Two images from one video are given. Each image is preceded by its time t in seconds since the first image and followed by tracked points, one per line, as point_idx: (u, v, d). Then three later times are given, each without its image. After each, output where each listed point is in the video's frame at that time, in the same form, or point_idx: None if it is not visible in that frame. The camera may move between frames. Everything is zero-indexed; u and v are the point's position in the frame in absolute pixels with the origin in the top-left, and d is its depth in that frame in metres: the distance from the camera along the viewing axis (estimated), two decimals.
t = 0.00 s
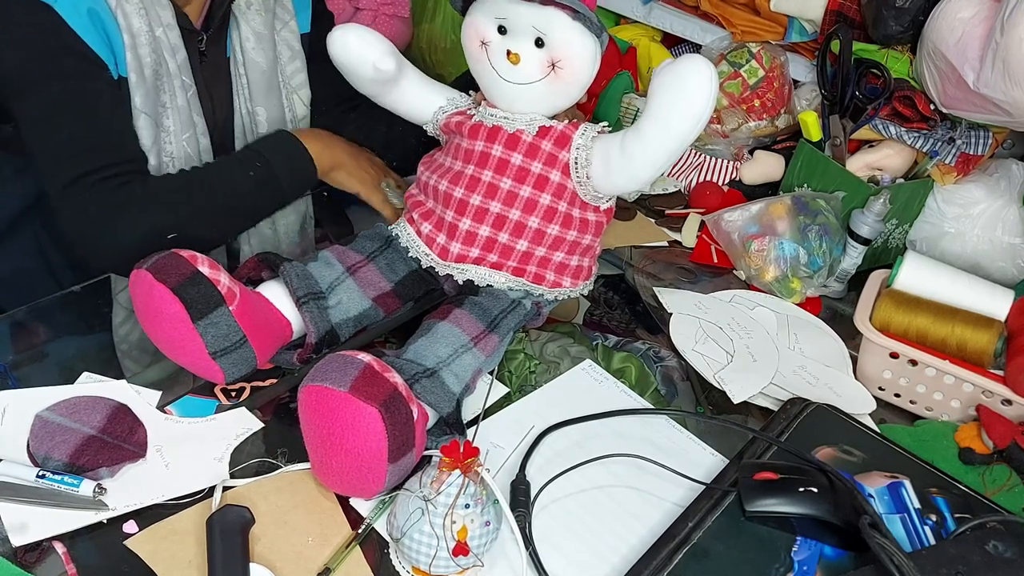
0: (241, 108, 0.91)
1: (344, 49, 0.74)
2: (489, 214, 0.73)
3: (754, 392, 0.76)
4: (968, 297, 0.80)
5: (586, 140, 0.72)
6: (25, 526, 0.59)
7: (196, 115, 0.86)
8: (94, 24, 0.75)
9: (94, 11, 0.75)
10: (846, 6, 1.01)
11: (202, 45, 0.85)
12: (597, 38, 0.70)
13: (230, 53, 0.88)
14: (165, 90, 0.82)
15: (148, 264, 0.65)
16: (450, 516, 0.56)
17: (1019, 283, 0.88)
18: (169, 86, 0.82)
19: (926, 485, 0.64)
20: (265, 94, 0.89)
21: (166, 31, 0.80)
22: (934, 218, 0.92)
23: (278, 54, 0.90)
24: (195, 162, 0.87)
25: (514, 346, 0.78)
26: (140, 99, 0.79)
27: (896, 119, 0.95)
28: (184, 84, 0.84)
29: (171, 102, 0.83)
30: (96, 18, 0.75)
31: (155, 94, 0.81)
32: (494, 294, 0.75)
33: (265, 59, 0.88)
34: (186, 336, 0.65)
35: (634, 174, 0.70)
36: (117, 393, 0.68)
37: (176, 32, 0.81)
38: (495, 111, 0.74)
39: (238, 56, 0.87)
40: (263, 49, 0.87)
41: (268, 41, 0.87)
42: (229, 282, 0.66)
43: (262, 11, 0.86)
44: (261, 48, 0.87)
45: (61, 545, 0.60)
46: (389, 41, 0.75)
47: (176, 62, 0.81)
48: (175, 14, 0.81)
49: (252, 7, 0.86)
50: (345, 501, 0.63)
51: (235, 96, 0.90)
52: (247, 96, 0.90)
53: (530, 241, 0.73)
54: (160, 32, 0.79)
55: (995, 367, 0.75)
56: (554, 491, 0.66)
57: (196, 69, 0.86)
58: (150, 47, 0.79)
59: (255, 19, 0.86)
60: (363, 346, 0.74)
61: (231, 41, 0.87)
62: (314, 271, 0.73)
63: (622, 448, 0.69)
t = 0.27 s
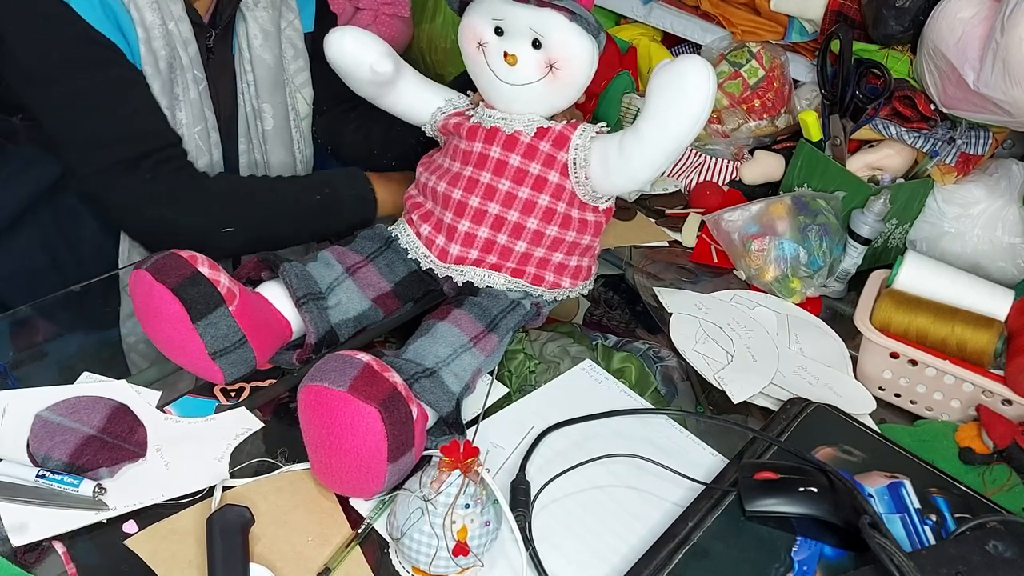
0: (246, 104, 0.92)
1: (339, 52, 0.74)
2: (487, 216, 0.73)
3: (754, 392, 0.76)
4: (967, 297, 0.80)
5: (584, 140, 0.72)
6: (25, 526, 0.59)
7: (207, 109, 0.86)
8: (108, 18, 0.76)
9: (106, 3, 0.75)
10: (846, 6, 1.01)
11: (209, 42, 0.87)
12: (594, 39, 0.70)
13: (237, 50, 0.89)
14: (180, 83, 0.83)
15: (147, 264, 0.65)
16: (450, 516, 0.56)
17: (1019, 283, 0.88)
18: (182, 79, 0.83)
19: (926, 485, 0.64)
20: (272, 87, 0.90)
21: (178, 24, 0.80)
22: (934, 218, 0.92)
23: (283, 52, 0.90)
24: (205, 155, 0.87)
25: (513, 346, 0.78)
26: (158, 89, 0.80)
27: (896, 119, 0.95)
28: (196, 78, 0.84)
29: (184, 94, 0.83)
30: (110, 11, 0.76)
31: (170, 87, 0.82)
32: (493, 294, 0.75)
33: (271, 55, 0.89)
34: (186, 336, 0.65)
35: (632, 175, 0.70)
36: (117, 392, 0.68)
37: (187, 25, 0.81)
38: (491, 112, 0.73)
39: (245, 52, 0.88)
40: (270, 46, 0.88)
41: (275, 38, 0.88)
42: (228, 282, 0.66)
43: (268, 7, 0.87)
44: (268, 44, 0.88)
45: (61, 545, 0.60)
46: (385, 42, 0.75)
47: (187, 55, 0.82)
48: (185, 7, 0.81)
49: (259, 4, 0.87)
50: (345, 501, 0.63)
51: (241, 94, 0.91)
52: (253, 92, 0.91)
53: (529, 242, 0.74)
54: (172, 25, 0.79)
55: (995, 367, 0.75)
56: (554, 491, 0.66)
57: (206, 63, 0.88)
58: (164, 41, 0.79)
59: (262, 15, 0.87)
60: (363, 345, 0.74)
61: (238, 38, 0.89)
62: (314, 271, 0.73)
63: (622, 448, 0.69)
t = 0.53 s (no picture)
0: (245, 102, 0.91)
1: (341, 52, 0.74)
2: (487, 216, 0.73)
3: (754, 392, 0.76)
4: (967, 297, 0.80)
5: (584, 140, 0.72)
6: (25, 526, 0.59)
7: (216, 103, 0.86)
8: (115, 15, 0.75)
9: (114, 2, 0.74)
10: (846, 6, 1.01)
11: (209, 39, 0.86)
12: (594, 39, 0.70)
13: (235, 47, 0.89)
14: (191, 78, 0.83)
15: (147, 264, 0.65)
16: (450, 516, 0.56)
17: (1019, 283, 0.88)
18: (194, 72, 0.83)
19: (926, 485, 0.64)
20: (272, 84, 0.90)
21: (182, 21, 0.80)
22: (934, 218, 0.92)
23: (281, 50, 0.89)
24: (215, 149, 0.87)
25: (513, 346, 0.78)
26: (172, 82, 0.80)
27: (896, 119, 0.95)
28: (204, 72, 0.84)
29: (195, 88, 0.83)
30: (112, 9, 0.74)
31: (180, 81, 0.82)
32: (493, 294, 0.74)
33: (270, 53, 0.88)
34: (186, 336, 0.65)
35: (632, 175, 0.70)
36: (117, 392, 0.68)
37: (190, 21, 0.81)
38: (492, 112, 0.73)
39: (244, 50, 0.88)
40: (269, 43, 0.88)
41: (273, 35, 0.88)
42: (228, 283, 0.66)
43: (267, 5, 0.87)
44: (267, 41, 0.88)
45: (61, 545, 0.60)
46: (386, 42, 0.75)
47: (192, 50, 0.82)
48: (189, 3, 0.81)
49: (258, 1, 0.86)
50: (345, 501, 0.63)
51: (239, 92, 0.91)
52: (252, 90, 0.90)
53: (529, 242, 0.74)
54: (178, 21, 0.80)
55: (995, 367, 0.75)
56: (554, 491, 0.66)
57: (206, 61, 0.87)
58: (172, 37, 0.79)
59: (261, 12, 0.86)
60: (362, 345, 0.74)
61: (236, 36, 0.88)
62: (313, 272, 0.73)
63: (623, 448, 0.69)
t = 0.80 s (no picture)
0: (242, 100, 0.91)
1: (343, 50, 0.74)
2: (489, 215, 0.73)
3: (754, 392, 0.76)
4: (967, 297, 0.80)
5: (586, 141, 0.72)
6: (25, 526, 0.59)
7: (197, 106, 0.86)
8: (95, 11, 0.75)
9: None
10: (846, 6, 1.01)
11: (202, 38, 0.86)
12: (597, 40, 0.70)
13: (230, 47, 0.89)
14: (168, 80, 0.82)
15: (147, 264, 0.65)
16: (450, 516, 0.56)
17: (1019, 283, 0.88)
18: (171, 76, 0.82)
19: (926, 485, 0.64)
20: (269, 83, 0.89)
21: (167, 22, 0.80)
22: (934, 218, 0.92)
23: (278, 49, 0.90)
24: (197, 153, 0.86)
25: (513, 346, 0.78)
26: (145, 88, 0.79)
27: (896, 119, 0.95)
28: (185, 75, 0.84)
29: (173, 91, 0.83)
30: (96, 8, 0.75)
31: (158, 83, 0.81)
32: (494, 294, 0.74)
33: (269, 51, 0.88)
34: (186, 336, 0.65)
35: (634, 177, 0.70)
36: (117, 393, 0.68)
37: (176, 22, 0.81)
38: (495, 111, 0.73)
39: (239, 49, 0.88)
40: (266, 42, 0.87)
41: (271, 34, 0.87)
42: (228, 283, 0.66)
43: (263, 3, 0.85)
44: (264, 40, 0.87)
45: (61, 545, 0.60)
46: (388, 40, 0.75)
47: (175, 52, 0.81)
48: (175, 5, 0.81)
49: None
50: (345, 501, 0.63)
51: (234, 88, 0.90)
52: (249, 87, 0.90)
53: (530, 242, 0.73)
54: (161, 22, 0.79)
55: (995, 367, 0.75)
56: (554, 491, 0.66)
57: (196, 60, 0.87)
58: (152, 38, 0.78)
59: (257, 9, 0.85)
60: (362, 345, 0.74)
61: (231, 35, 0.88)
62: (314, 272, 0.73)
63: (623, 448, 0.69)
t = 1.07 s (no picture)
0: (234, 103, 0.91)
1: (345, 49, 0.73)
2: (490, 214, 0.73)
3: (753, 392, 0.76)
4: (967, 297, 0.80)
5: (587, 141, 0.72)
6: (25, 526, 0.59)
7: (180, 111, 0.86)
8: (65, 22, 0.74)
9: (64, 9, 0.74)
10: (846, 6, 1.01)
11: (187, 41, 0.85)
12: (600, 40, 0.70)
13: (219, 51, 0.89)
14: (146, 87, 0.82)
15: (147, 264, 0.65)
16: (450, 516, 0.56)
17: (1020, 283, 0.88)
18: (150, 83, 0.82)
19: (926, 485, 0.64)
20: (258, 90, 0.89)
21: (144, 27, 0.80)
22: (934, 218, 0.92)
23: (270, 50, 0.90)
24: (178, 159, 0.87)
25: (513, 346, 0.78)
26: (119, 94, 0.80)
27: (896, 119, 0.95)
28: (166, 81, 0.84)
29: (152, 98, 0.83)
30: (66, 15, 0.74)
31: (135, 91, 0.81)
32: (494, 294, 0.74)
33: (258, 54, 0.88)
34: (186, 337, 0.65)
35: (635, 177, 0.70)
36: (117, 392, 0.68)
37: (155, 28, 0.80)
38: (497, 110, 0.74)
39: (229, 52, 0.87)
40: (254, 45, 0.87)
41: (258, 36, 0.87)
42: (228, 282, 0.66)
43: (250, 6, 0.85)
44: (253, 44, 0.87)
45: (61, 545, 0.60)
46: (390, 39, 0.75)
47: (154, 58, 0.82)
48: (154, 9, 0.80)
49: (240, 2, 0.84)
50: (345, 501, 0.63)
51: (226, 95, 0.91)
52: (241, 91, 0.90)
53: (531, 241, 0.73)
54: (139, 28, 0.79)
55: (995, 366, 0.75)
56: (554, 491, 0.66)
57: (179, 65, 0.87)
58: (127, 45, 0.78)
59: (244, 13, 0.85)
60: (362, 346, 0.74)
61: (220, 36, 0.87)
62: (314, 271, 0.73)
63: (623, 448, 0.69)
